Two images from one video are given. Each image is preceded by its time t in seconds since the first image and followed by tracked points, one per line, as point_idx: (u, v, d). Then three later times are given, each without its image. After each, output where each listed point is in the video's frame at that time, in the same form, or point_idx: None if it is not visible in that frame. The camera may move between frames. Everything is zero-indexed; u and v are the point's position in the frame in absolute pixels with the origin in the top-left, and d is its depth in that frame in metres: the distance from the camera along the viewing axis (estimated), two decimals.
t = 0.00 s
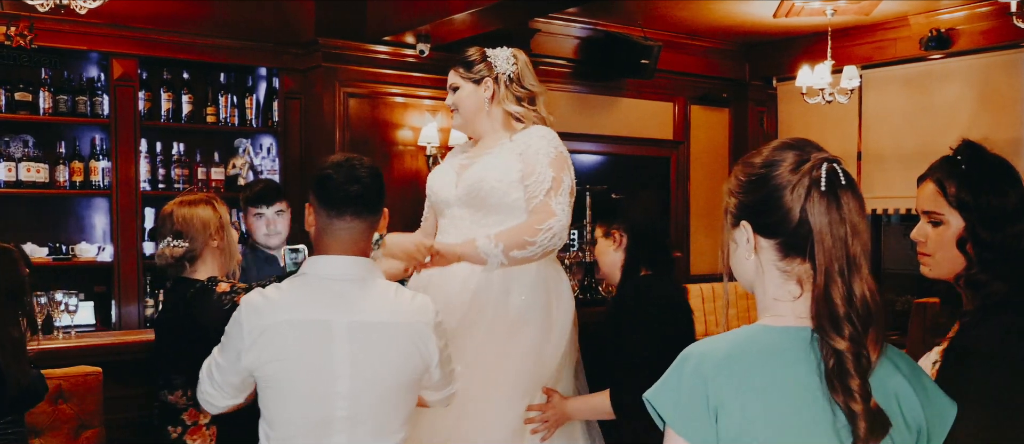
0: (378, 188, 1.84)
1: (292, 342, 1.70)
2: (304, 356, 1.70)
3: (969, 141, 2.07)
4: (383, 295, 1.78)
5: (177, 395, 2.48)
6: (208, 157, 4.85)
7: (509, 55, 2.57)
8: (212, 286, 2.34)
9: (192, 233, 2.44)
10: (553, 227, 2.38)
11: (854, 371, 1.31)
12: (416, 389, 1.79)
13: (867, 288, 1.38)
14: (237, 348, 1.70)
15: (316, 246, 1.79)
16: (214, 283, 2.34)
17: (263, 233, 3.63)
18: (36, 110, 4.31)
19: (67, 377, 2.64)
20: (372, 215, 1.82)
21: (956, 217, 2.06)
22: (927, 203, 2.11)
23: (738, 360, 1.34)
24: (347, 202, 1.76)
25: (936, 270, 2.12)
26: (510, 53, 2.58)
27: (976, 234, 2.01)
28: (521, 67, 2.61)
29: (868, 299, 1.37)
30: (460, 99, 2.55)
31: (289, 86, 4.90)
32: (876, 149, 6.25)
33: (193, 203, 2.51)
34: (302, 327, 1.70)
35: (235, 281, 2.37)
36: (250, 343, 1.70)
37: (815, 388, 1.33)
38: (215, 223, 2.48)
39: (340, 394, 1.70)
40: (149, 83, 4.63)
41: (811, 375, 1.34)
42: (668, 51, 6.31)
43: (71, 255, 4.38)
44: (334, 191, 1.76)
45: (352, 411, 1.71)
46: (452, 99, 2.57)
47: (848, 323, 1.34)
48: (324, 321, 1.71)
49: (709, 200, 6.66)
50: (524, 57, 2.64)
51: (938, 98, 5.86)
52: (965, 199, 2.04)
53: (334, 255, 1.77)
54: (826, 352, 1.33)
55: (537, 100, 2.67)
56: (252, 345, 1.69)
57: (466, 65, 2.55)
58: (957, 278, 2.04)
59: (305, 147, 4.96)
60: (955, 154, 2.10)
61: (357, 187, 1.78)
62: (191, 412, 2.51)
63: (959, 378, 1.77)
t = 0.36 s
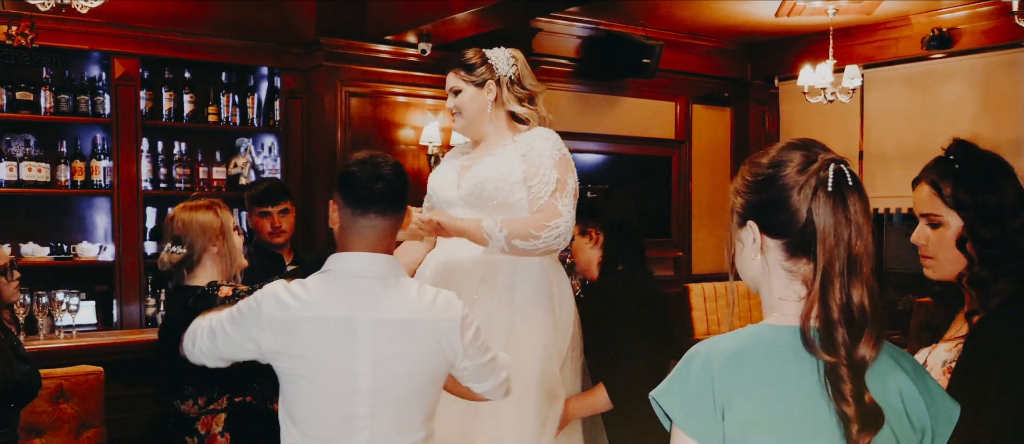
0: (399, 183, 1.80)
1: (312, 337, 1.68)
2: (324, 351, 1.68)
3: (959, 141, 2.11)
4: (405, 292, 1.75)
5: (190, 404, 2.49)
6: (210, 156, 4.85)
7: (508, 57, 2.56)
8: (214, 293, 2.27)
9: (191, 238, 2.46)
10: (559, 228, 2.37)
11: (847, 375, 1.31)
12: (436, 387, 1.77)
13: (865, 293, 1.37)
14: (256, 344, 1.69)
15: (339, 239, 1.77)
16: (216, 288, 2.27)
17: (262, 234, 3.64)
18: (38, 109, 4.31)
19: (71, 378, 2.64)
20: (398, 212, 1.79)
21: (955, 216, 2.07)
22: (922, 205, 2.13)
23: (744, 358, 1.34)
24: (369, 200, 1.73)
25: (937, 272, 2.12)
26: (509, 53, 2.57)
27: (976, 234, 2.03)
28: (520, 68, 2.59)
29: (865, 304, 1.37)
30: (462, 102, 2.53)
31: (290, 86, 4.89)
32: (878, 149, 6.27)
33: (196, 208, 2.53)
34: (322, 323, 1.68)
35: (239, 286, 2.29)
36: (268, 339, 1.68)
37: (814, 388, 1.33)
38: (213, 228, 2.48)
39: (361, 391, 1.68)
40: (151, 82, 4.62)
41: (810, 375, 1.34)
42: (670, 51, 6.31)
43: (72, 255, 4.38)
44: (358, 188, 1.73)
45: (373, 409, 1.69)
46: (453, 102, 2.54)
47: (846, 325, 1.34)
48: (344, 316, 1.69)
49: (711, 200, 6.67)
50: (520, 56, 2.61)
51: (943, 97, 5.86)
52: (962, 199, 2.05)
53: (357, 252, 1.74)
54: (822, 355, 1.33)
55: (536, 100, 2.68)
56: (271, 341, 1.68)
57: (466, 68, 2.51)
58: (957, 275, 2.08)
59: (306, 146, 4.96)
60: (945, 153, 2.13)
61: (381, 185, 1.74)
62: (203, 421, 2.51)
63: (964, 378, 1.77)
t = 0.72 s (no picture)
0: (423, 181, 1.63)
1: (330, 331, 1.54)
2: (342, 348, 1.54)
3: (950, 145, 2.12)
4: (435, 292, 1.58)
5: (188, 407, 2.35)
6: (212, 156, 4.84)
7: (509, 53, 2.44)
8: (196, 296, 2.33)
9: (177, 243, 2.42)
10: (524, 222, 2.24)
11: (853, 376, 1.32)
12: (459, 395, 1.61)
13: (869, 293, 1.39)
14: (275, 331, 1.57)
15: (363, 236, 1.60)
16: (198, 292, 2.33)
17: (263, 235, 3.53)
18: (41, 109, 4.31)
19: (74, 376, 2.65)
20: (423, 209, 1.61)
21: (943, 220, 2.09)
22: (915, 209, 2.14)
23: (747, 360, 1.34)
24: (397, 197, 1.56)
25: (930, 275, 2.15)
26: (509, 49, 2.45)
27: (964, 236, 2.05)
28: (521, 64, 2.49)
29: (871, 304, 1.39)
30: (463, 103, 2.43)
31: (293, 85, 4.88)
32: (881, 149, 6.26)
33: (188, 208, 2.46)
34: (342, 318, 1.54)
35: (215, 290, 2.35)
36: (287, 327, 1.55)
37: (817, 390, 1.34)
38: (198, 231, 2.42)
39: (378, 394, 1.54)
40: (153, 81, 4.62)
41: (812, 376, 1.34)
42: (673, 50, 6.32)
43: (75, 254, 4.38)
44: (381, 187, 1.55)
45: (389, 414, 1.55)
46: (454, 103, 2.44)
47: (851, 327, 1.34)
48: (365, 312, 1.54)
49: (713, 199, 6.66)
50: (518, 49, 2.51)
51: (946, 97, 5.85)
52: (948, 202, 2.07)
53: (383, 251, 1.57)
54: (828, 357, 1.33)
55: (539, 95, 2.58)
56: (288, 331, 1.55)
57: (467, 67, 2.39)
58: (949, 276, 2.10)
59: (308, 145, 4.97)
60: (938, 159, 2.13)
61: (405, 182, 1.57)
62: (203, 423, 2.34)
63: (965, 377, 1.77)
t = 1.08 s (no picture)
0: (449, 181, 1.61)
1: (352, 326, 1.53)
2: (361, 344, 1.53)
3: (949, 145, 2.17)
4: (459, 294, 1.56)
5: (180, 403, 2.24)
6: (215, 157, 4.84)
7: (507, 49, 2.35)
8: (175, 303, 2.26)
9: (172, 242, 2.42)
10: (475, 230, 2.18)
11: (851, 376, 1.32)
12: (476, 401, 1.59)
13: (868, 293, 1.39)
14: (302, 322, 1.59)
15: (388, 237, 1.59)
16: (176, 300, 2.26)
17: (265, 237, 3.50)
18: (44, 109, 4.30)
19: (77, 376, 2.64)
20: (449, 210, 1.60)
21: (932, 217, 2.21)
22: (908, 204, 2.26)
23: (745, 359, 1.34)
24: (423, 198, 1.54)
25: (915, 266, 2.28)
26: (508, 46, 2.37)
27: (949, 233, 2.16)
28: (522, 58, 2.40)
29: (871, 305, 1.39)
30: (463, 103, 2.35)
31: (295, 86, 4.88)
32: (884, 149, 6.29)
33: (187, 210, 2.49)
34: (363, 316, 1.53)
35: (199, 298, 2.27)
36: (312, 319, 1.57)
37: (814, 390, 1.34)
38: (188, 227, 2.41)
39: (393, 394, 1.53)
40: (157, 82, 4.62)
41: (809, 376, 1.34)
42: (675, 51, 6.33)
43: (78, 255, 4.38)
44: (409, 187, 1.53)
45: (403, 411, 1.54)
46: (455, 103, 2.37)
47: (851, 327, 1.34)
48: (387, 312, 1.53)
49: (716, 200, 6.66)
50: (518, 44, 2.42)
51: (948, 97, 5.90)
52: (938, 199, 2.18)
53: (406, 249, 1.56)
54: (826, 357, 1.33)
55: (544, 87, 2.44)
56: (312, 321, 1.57)
57: (466, 66, 2.32)
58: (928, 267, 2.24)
59: (312, 146, 4.98)
60: (936, 157, 2.21)
61: (432, 183, 1.55)
62: (192, 421, 2.23)
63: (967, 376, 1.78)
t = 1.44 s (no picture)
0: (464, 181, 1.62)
1: (367, 325, 1.54)
2: (376, 343, 1.54)
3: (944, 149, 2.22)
4: (475, 295, 1.56)
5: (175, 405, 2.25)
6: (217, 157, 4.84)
7: (499, 47, 2.32)
8: (156, 308, 2.27)
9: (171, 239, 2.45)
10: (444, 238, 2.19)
11: (841, 381, 1.31)
12: (487, 405, 1.58)
13: (857, 300, 1.38)
14: (317, 318, 1.59)
15: (406, 238, 1.59)
16: (157, 305, 2.27)
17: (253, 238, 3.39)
18: (47, 109, 4.31)
19: (80, 377, 2.64)
20: (465, 212, 1.60)
21: (924, 218, 2.20)
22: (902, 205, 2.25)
23: (742, 361, 1.35)
24: (439, 197, 1.54)
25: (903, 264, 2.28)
26: (499, 42, 2.33)
27: (939, 234, 2.17)
28: (513, 53, 2.36)
29: (859, 314, 1.37)
30: (459, 106, 2.34)
31: (298, 85, 4.91)
32: (885, 149, 6.29)
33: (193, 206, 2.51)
34: (379, 314, 1.53)
35: (179, 306, 2.27)
36: (328, 316, 1.57)
37: (807, 393, 1.34)
38: (185, 225, 2.43)
39: (406, 394, 1.53)
40: (159, 82, 4.62)
41: (801, 378, 1.34)
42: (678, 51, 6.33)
43: (81, 255, 4.38)
44: (423, 186, 1.54)
45: (414, 412, 1.54)
46: (452, 105, 2.36)
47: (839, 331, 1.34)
48: (403, 311, 1.53)
49: (718, 199, 6.66)
50: (509, 39, 2.38)
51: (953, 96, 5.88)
52: (929, 202, 2.18)
53: (427, 250, 1.55)
54: (816, 359, 1.33)
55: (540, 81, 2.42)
56: (328, 318, 1.57)
57: (458, 69, 2.30)
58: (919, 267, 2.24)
59: (314, 146, 4.99)
60: (931, 161, 2.23)
61: (450, 183, 1.56)
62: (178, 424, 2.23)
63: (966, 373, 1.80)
